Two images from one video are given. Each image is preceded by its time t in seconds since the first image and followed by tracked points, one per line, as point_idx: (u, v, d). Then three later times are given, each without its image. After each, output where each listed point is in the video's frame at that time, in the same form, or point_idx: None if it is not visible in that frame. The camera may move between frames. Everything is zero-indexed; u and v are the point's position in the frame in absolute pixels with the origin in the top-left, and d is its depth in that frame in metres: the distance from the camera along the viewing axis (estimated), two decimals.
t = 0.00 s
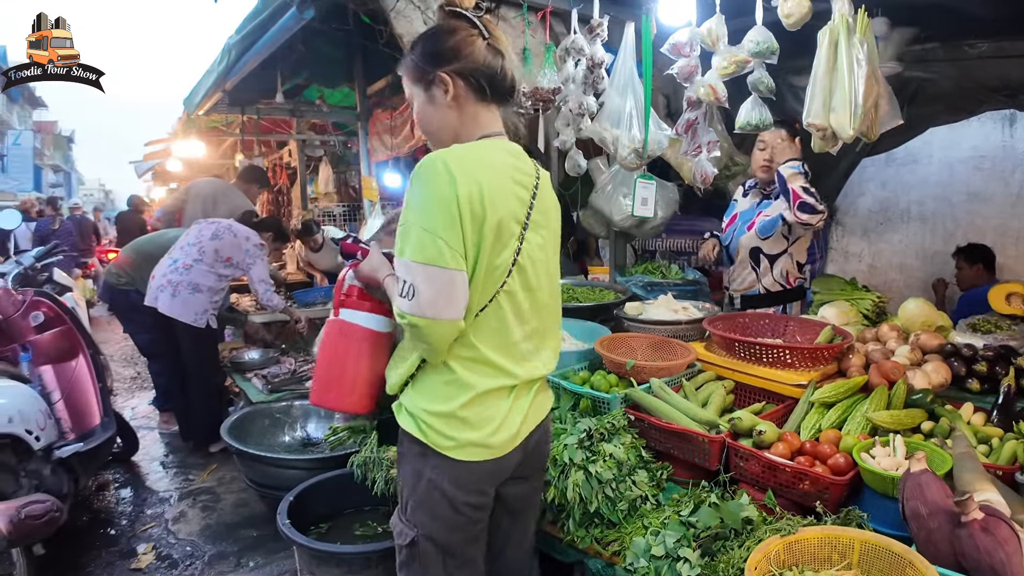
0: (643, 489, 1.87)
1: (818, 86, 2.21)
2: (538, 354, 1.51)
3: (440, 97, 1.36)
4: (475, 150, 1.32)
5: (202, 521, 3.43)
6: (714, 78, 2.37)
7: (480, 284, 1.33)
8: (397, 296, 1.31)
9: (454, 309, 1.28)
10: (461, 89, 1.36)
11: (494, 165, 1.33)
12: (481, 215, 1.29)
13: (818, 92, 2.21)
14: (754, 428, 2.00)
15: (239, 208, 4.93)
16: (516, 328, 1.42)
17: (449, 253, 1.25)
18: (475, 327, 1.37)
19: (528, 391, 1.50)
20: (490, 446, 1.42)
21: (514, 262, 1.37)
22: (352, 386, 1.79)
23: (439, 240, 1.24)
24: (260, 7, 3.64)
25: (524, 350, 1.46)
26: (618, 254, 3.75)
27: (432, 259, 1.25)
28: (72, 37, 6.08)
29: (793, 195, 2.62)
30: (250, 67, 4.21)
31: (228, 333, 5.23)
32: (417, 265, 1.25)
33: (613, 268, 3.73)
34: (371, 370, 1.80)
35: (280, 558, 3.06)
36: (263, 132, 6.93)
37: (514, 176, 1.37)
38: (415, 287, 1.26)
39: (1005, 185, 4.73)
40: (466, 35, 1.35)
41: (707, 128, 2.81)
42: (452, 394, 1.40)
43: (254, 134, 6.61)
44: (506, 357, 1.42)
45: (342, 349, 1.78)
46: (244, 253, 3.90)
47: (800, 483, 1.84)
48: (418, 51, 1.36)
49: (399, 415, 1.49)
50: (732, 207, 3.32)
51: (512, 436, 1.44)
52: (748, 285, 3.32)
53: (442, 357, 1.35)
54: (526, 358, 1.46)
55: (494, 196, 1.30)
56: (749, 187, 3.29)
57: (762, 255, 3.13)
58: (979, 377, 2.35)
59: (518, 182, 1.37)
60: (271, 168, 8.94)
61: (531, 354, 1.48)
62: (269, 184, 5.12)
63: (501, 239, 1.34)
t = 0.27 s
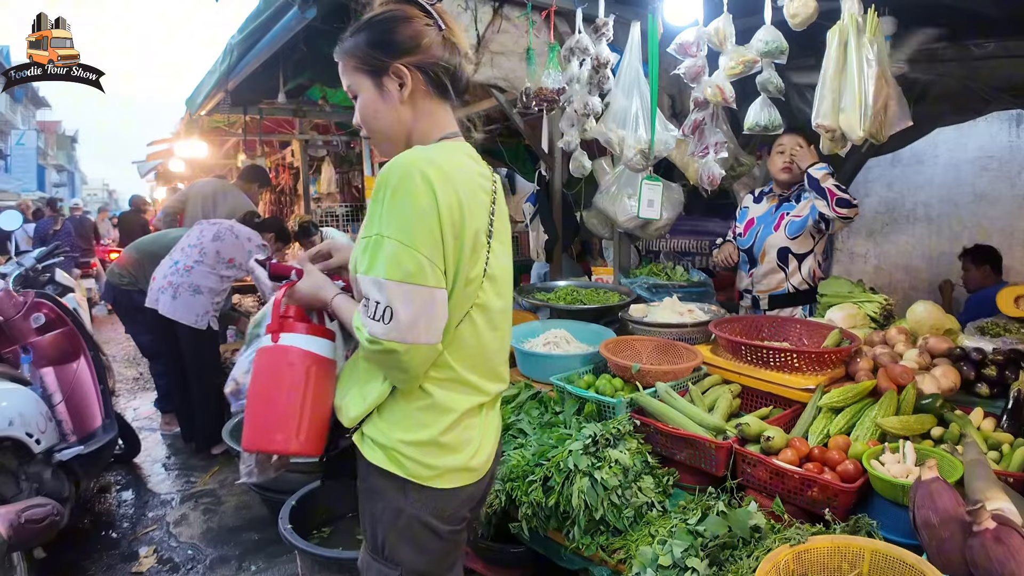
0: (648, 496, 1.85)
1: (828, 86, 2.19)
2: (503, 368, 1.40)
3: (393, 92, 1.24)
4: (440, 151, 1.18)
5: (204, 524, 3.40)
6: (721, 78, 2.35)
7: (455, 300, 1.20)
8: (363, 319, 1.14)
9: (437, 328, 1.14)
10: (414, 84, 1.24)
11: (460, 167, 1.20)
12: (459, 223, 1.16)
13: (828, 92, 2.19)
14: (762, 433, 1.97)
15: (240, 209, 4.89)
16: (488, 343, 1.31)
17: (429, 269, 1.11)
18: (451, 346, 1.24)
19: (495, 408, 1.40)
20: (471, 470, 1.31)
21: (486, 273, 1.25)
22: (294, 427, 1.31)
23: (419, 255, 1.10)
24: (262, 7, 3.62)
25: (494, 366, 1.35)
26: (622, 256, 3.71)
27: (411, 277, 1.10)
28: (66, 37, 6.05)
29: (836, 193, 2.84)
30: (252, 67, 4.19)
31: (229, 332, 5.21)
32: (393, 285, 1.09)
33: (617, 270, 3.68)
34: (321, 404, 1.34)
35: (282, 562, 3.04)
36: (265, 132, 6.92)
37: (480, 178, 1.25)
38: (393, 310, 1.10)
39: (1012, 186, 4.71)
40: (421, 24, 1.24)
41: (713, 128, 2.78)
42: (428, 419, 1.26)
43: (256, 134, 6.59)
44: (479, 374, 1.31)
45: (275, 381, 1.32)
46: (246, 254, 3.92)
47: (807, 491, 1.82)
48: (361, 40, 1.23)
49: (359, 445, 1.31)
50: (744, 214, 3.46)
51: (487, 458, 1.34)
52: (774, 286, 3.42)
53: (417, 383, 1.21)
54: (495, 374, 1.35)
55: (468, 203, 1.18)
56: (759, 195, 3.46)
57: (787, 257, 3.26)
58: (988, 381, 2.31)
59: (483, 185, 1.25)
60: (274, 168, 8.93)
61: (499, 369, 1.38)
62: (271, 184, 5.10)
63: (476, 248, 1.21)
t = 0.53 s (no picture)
0: (656, 499, 1.82)
1: (838, 85, 2.16)
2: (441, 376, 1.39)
3: (315, 90, 1.25)
4: (378, 155, 1.16)
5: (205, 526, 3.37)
6: (728, 76, 2.31)
7: (406, 307, 1.18)
8: (316, 336, 1.08)
9: (396, 337, 1.12)
10: (337, 81, 1.26)
11: (401, 172, 1.18)
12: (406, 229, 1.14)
13: (838, 91, 2.16)
14: (770, 436, 1.97)
15: (240, 210, 4.89)
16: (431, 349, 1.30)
17: (387, 277, 1.08)
18: (404, 357, 1.21)
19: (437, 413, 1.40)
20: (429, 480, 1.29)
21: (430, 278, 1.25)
22: (244, 448, 1.14)
23: (377, 264, 1.07)
24: (262, 6, 3.60)
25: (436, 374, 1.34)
26: (626, 257, 3.68)
27: (370, 287, 1.07)
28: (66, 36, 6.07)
29: (860, 186, 2.93)
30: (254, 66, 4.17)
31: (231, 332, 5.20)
32: (353, 299, 1.05)
33: (621, 270, 3.65)
34: (270, 423, 1.19)
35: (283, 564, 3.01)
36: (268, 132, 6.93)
37: (414, 182, 1.23)
38: (355, 323, 1.06)
39: (1017, 185, 4.67)
40: (343, 19, 1.24)
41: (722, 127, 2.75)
42: (391, 432, 1.22)
43: (259, 133, 6.59)
44: (429, 379, 1.30)
45: (213, 398, 1.15)
46: (248, 254, 3.86)
47: (817, 494, 1.79)
48: (281, 36, 1.22)
49: (319, 471, 1.22)
50: (756, 217, 3.48)
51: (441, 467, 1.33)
52: (799, 283, 3.39)
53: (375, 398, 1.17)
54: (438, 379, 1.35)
55: (415, 209, 1.17)
56: (766, 197, 3.48)
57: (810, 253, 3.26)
58: (998, 383, 2.29)
59: (418, 188, 1.24)
60: (276, 169, 8.93)
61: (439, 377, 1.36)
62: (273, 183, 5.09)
63: (421, 251, 1.19)
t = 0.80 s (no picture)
0: (664, 504, 1.79)
1: (852, 81, 2.13)
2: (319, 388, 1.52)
3: (183, 101, 1.27)
4: (256, 170, 1.26)
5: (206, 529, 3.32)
6: (738, 73, 2.27)
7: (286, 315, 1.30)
8: (201, 352, 1.18)
9: (279, 349, 1.23)
10: (206, 91, 1.28)
11: (279, 186, 1.29)
12: (283, 241, 1.25)
13: (852, 87, 2.13)
14: (780, 439, 1.95)
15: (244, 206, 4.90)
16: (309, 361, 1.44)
17: (266, 288, 1.19)
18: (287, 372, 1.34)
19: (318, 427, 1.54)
20: (309, 489, 1.42)
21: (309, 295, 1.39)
22: (131, 476, 1.24)
23: (257, 275, 1.18)
24: (264, 4, 3.57)
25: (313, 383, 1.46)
26: (631, 257, 3.63)
27: (252, 298, 1.17)
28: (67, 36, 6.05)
29: (877, 175, 2.98)
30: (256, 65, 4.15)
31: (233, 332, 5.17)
32: (236, 310, 1.16)
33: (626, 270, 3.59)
34: (154, 442, 1.30)
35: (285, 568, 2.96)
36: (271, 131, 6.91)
37: (291, 196, 1.34)
38: (240, 335, 1.16)
39: None
40: (212, 29, 1.28)
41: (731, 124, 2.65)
42: (273, 454, 1.33)
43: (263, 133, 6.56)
44: (306, 396, 1.43)
45: (92, 427, 1.25)
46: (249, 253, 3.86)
47: (828, 499, 1.76)
48: (150, 45, 1.24)
49: (199, 497, 1.32)
50: (769, 216, 3.49)
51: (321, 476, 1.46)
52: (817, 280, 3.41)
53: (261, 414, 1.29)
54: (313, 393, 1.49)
55: (292, 225, 1.29)
56: (777, 196, 3.50)
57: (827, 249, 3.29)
58: (1010, 385, 2.25)
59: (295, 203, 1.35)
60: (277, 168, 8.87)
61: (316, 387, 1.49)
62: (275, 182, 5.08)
63: (298, 264, 1.31)
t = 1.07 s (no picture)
0: (676, 510, 1.76)
1: (871, 77, 2.09)
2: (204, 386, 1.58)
3: (55, 87, 1.32)
4: (130, 158, 1.31)
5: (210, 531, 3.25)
6: (751, 68, 2.24)
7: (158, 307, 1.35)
8: (64, 342, 1.22)
9: (148, 341, 1.28)
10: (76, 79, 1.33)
11: (153, 175, 1.34)
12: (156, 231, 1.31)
13: (871, 83, 2.09)
14: (794, 444, 1.90)
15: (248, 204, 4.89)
16: (189, 355, 1.50)
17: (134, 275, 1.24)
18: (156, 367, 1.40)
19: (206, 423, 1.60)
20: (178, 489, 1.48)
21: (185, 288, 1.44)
22: None
23: (125, 264, 1.23)
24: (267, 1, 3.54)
25: (194, 379, 1.53)
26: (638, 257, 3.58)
27: (117, 286, 1.22)
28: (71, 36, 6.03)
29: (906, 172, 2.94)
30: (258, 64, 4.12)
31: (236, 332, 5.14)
32: (99, 297, 1.20)
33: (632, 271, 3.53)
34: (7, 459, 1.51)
35: (289, 572, 2.90)
36: (275, 131, 6.88)
37: (169, 186, 1.39)
38: (103, 324, 1.20)
39: None
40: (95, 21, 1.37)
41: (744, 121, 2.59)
42: (144, 449, 1.42)
43: (266, 132, 6.53)
44: (181, 393, 1.49)
45: None
46: (252, 253, 3.84)
47: (844, 505, 1.72)
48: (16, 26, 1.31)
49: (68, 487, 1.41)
50: (791, 213, 3.49)
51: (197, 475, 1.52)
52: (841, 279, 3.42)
53: (132, 406, 1.34)
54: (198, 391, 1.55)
55: (162, 215, 1.34)
56: (797, 193, 3.50)
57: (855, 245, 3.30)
58: None
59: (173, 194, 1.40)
60: (282, 168, 8.85)
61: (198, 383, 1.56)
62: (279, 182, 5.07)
63: (171, 257, 1.36)
